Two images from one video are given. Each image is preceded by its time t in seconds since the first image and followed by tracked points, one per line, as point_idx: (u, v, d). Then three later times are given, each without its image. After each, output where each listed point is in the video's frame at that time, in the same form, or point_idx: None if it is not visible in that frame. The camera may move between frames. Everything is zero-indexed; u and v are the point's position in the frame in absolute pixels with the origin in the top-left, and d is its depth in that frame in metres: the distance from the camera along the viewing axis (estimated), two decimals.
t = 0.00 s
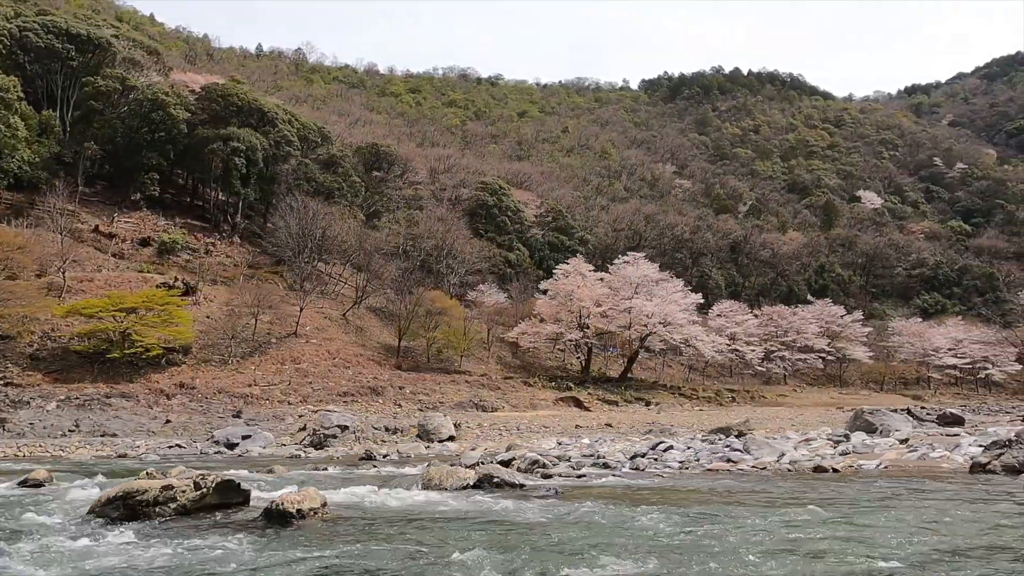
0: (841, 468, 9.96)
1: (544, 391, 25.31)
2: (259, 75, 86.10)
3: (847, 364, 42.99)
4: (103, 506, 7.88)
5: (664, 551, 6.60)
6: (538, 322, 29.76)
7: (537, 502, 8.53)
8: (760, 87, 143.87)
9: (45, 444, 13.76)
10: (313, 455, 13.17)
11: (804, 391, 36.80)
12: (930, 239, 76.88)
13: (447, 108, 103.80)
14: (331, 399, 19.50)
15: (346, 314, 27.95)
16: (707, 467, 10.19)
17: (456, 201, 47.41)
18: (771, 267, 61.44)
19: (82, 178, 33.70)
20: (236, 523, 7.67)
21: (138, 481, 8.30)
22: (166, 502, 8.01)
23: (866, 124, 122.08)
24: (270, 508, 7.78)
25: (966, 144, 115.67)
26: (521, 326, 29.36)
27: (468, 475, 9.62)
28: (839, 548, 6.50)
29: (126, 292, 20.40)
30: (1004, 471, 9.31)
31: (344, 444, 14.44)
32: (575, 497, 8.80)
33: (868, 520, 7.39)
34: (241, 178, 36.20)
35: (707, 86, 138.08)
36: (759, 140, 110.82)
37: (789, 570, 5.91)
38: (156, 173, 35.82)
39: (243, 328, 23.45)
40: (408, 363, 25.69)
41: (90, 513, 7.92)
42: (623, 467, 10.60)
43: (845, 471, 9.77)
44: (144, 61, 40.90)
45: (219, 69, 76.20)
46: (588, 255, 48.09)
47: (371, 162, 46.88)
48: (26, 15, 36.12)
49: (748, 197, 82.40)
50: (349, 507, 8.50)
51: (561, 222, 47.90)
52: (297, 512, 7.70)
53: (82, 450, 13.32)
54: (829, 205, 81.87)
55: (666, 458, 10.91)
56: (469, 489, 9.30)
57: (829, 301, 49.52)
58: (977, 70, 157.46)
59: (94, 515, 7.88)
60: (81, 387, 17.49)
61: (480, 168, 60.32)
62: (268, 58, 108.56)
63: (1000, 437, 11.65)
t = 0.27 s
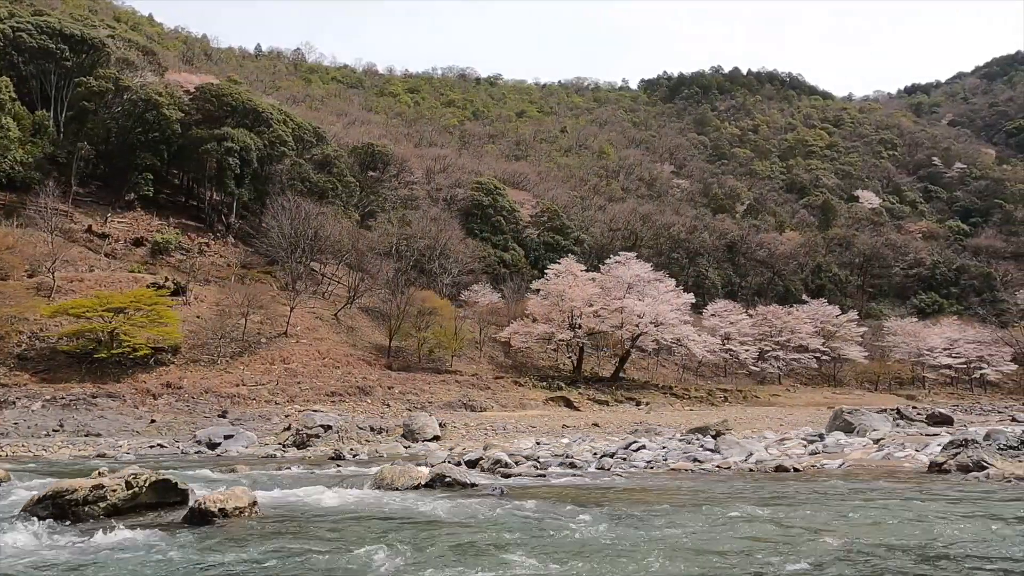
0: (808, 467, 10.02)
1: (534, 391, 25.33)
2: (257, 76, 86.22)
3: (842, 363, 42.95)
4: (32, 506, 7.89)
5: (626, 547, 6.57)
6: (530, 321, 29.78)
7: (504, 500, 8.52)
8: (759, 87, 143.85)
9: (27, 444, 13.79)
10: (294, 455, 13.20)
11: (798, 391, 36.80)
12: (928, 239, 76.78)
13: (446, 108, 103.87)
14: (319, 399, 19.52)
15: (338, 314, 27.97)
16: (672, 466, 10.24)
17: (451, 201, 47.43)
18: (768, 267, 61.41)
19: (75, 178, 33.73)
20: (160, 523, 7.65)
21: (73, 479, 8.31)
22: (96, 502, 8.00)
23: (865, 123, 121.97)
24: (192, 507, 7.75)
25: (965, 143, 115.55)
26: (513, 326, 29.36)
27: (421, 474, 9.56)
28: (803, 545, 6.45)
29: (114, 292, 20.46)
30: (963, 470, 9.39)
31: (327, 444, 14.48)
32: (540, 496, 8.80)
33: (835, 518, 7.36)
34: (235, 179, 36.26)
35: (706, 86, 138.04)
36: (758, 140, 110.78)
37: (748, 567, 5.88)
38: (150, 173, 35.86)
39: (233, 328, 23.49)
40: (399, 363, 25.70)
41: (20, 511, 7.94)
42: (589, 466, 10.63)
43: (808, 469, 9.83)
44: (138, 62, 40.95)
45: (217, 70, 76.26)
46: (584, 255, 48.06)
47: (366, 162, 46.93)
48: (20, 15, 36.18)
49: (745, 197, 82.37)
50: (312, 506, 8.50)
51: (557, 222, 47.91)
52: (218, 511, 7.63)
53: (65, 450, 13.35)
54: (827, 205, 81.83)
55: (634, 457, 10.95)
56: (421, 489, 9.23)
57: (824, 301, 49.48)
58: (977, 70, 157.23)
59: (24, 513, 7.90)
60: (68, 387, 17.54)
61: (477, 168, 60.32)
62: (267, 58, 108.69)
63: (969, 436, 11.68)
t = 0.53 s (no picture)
0: (772, 468, 10.05)
1: (526, 391, 25.32)
2: (256, 76, 86.33)
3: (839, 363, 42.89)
4: None
5: (593, 542, 6.55)
6: (523, 321, 29.78)
7: (472, 498, 8.52)
8: (759, 87, 143.73)
9: (12, 444, 13.80)
10: (276, 455, 13.22)
11: (793, 391, 36.75)
12: (927, 239, 76.63)
13: (445, 108, 103.90)
14: (308, 399, 19.54)
15: (330, 314, 28.00)
16: (639, 465, 10.25)
17: (447, 201, 47.45)
18: (766, 267, 61.36)
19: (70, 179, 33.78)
20: (84, 525, 7.57)
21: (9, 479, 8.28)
22: (27, 502, 7.96)
23: (865, 123, 121.78)
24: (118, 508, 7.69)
25: (966, 143, 115.35)
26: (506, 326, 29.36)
27: (377, 475, 9.42)
28: (769, 541, 6.43)
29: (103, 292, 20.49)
30: (915, 470, 9.46)
31: (311, 444, 14.49)
32: (510, 494, 8.81)
33: (806, 516, 7.32)
34: (230, 179, 36.31)
35: (706, 85, 137.94)
36: (758, 139, 110.67)
37: (709, 559, 5.86)
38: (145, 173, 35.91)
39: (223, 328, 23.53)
40: (391, 363, 25.69)
41: None
42: (557, 466, 10.64)
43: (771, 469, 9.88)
44: (134, 62, 41.02)
45: (216, 70, 76.32)
46: (580, 255, 48.05)
47: (362, 162, 46.98)
48: (16, 15, 36.25)
49: (744, 197, 82.28)
50: (283, 502, 8.53)
51: (553, 222, 47.88)
52: (143, 511, 7.55)
53: (49, 450, 13.36)
54: (826, 204, 81.71)
55: (603, 458, 10.98)
56: (374, 489, 9.08)
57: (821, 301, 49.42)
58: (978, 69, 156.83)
59: None
60: (56, 387, 17.58)
61: (474, 168, 60.32)
62: (267, 58, 108.78)
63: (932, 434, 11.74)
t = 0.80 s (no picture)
0: (738, 468, 10.07)
1: (518, 391, 25.33)
2: (256, 76, 86.46)
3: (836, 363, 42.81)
4: None
5: (558, 543, 6.52)
6: (517, 321, 29.78)
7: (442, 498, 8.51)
8: (760, 86, 143.53)
9: None
10: (260, 455, 13.26)
11: (789, 391, 36.71)
12: (927, 239, 76.43)
13: (445, 108, 103.95)
14: (297, 399, 19.58)
15: (324, 315, 28.04)
16: (607, 466, 10.27)
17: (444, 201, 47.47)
18: (765, 266, 61.27)
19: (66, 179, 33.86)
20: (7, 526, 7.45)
21: None
22: None
23: (866, 122, 121.49)
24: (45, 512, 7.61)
25: (967, 142, 115.03)
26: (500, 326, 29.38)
27: (333, 475, 9.28)
28: (735, 543, 6.40)
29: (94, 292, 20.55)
30: (872, 471, 9.54)
31: (296, 444, 14.53)
32: (480, 494, 8.80)
33: (774, 517, 7.33)
34: (226, 179, 36.38)
35: (707, 84, 137.73)
36: (758, 138, 110.51)
37: (670, 561, 5.85)
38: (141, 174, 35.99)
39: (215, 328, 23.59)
40: (384, 363, 25.70)
41: None
42: (525, 466, 10.71)
43: (737, 470, 9.91)
44: (131, 63, 41.13)
45: (215, 70, 76.38)
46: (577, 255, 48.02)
47: (359, 162, 47.02)
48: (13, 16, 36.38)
49: (744, 196, 82.18)
50: (253, 499, 8.50)
51: (550, 221, 47.87)
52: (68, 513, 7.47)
53: (34, 449, 13.39)
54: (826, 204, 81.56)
55: (573, 458, 11.03)
56: (329, 490, 8.95)
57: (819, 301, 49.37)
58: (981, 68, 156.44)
59: None
60: (45, 387, 17.64)
61: (472, 168, 60.33)
62: (267, 58, 108.93)
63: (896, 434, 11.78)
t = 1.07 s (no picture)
0: (705, 469, 10.12)
1: (511, 391, 25.33)
2: (257, 77, 86.68)
3: (834, 363, 42.74)
4: None
5: (524, 544, 6.54)
6: (512, 321, 29.76)
7: (412, 498, 8.52)
8: (762, 86, 143.33)
9: None
10: (244, 455, 13.28)
11: (785, 391, 36.65)
12: (928, 238, 76.32)
13: (446, 108, 104.07)
14: (288, 399, 19.63)
15: (318, 315, 28.11)
16: (576, 466, 10.26)
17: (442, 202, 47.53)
18: (764, 266, 61.18)
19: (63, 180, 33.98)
20: None
21: None
22: None
23: (868, 122, 121.22)
24: None
25: (970, 141, 114.74)
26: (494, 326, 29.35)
27: (289, 476, 9.25)
28: (700, 544, 6.42)
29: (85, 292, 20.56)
30: (831, 471, 9.63)
31: (282, 445, 14.57)
32: (450, 494, 8.81)
33: (743, 518, 7.35)
34: (223, 180, 36.49)
35: (709, 84, 137.61)
36: (759, 138, 110.41)
37: (633, 563, 5.85)
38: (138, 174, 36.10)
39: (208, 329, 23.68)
40: (378, 363, 25.73)
41: None
42: (496, 466, 10.56)
43: (702, 471, 9.96)
44: (128, 64, 41.25)
45: (215, 71, 76.55)
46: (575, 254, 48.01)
47: (357, 163, 47.21)
48: (11, 18, 36.56)
49: (745, 196, 82.07)
50: (222, 499, 8.52)
51: (547, 221, 47.88)
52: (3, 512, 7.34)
53: (22, 449, 13.44)
54: (826, 203, 81.42)
55: (545, 457, 10.96)
56: (284, 491, 8.92)
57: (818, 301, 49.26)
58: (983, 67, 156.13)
59: None
60: (36, 388, 17.73)
61: (471, 168, 60.40)
62: (268, 59, 109.21)
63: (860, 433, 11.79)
